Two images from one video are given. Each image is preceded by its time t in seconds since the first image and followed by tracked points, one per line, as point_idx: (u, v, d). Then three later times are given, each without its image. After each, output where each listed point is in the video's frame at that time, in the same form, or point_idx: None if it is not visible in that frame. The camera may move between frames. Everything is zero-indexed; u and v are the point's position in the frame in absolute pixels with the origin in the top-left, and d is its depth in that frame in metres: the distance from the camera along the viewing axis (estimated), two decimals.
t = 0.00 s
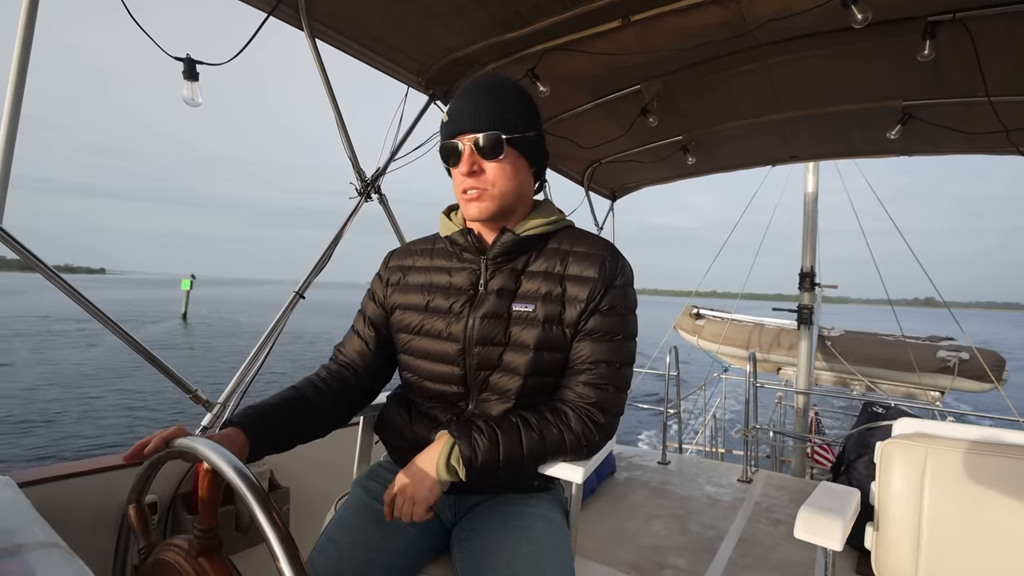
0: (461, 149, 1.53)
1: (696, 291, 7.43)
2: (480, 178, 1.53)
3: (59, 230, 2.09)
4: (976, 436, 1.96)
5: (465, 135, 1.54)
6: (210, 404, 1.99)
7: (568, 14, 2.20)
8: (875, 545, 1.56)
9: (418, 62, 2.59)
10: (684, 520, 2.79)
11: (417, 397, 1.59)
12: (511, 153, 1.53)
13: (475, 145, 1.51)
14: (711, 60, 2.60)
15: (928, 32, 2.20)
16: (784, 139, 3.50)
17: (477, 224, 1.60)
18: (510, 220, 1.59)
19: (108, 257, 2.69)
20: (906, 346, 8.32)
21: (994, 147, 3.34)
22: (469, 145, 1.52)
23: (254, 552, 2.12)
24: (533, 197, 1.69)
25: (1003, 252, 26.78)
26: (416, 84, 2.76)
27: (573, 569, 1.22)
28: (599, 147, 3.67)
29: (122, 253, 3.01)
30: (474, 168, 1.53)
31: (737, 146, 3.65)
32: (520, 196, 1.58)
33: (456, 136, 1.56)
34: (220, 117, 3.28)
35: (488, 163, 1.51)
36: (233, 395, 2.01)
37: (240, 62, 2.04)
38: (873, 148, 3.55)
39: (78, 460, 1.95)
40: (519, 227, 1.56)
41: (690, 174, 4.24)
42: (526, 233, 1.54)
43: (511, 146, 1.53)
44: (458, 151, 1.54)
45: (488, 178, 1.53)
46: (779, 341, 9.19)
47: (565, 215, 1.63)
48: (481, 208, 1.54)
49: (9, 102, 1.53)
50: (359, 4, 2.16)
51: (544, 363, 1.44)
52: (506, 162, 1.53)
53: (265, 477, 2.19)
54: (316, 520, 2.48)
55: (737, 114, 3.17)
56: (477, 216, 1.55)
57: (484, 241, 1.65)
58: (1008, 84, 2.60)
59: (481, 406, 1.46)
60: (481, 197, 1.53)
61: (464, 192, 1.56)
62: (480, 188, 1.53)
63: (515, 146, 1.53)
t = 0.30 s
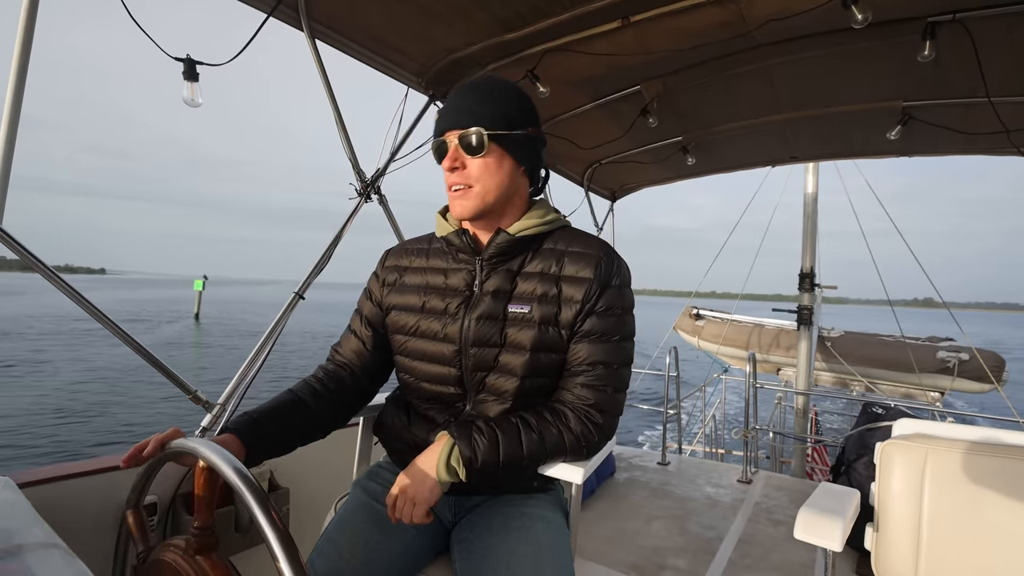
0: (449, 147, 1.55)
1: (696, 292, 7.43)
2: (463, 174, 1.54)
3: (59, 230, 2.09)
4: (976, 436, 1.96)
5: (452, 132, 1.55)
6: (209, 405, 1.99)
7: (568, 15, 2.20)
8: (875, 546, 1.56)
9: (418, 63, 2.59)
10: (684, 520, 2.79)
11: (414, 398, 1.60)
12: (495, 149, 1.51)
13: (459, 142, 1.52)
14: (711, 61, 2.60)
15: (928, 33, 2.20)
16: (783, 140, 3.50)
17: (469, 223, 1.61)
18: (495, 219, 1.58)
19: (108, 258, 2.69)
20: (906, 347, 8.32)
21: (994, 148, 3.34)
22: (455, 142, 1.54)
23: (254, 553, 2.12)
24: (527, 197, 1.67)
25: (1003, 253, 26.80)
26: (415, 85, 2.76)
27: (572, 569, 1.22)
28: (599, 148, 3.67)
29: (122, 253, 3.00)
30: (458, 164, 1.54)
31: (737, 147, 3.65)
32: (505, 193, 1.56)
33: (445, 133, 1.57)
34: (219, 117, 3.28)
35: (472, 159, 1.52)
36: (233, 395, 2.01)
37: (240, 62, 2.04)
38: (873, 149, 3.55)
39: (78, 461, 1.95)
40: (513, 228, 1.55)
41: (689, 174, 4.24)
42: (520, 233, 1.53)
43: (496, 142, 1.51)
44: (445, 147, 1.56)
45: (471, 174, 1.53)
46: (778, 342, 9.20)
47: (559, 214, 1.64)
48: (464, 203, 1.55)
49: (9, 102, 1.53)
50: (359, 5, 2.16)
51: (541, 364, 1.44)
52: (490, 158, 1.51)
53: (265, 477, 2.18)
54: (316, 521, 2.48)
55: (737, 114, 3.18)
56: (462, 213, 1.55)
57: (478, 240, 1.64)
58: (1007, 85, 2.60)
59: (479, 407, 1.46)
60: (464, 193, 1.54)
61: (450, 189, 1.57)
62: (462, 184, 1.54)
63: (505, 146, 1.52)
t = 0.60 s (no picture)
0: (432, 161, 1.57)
1: (696, 292, 7.44)
2: (445, 188, 1.55)
3: (60, 230, 2.10)
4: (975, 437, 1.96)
5: (432, 147, 1.55)
6: (210, 406, 1.99)
7: (568, 16, 2.20)
8: (875, 546, 1.56)
9: (418, 63, 2.59)
10: (684, 521, 2.79)
11: (414, 400, 1.60)
12: (476, 159, 1.50)
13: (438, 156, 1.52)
14: (711, 61, 2.60)
15: (928, 34, 2.20)
16: (784, 140, 3.50)
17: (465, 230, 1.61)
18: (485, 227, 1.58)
19: (108, 258, 2.69)
20: (906, 348, 8.32)
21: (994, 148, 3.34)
22: (434, 157, 1.54)
23: (254, 553, 2.12)
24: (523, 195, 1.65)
25: (1003, 254, 26.82)
26: (416, 85, 2.77)
27: (573, 570, 1.22)
28: (599, 148, 3.67)
29: (122, 253, 3.01)
30: (441, 178, 1.54)
31: (737, 148, 3.65)
32: (491, 202, 1.55)
33: (425, 149, 1.58)
34: (220, 118, 3.29)
35: (454, 173, 1.52)
36: (233, 396, 2.02)
37: (240, 63, 2.05)
38: (873, 150, 3.55)
39: (77, 462, 1.95)
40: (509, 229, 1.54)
41: (689, 175, 4.24)
42: (517, 234, 1.53)
43: (476, 152, 1.50)
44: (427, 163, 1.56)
45: (453, 188, 1.53)
46: (778, 342, 9.21)
47: (558, 213, 1.64)
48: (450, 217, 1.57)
49: (9, 103, 1.53)
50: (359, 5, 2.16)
51: (540, 365, 1.44)
52: (471, 168, 1.51)
53: (265, 478, 2.19)
54: (316, 521, 2.48)
55: (737, 115, 3.18)
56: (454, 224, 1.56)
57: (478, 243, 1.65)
58: (1008, 86, 2.60)
59: (478, 409, 1.46)
60: (452, 206, 1.54)
61: (439, 202, 1.58)
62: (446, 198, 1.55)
63: (487, 154, 1.50)
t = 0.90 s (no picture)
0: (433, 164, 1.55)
1: (696, 293, 7.44)
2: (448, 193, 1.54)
3: (60, 230, 2.10)
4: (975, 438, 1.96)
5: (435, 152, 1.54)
6: (210, 406, 1.99)
7: (568, 16, 2.20)
8: (875, 547, 1.56)
9: (418, 63, 2.60)
10: (684, 521, 2.79)
11: (412, 398, 1.60)
12: (479, 165, 1.50)
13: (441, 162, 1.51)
14: (711, 62, 2.60)
15: (928, 34, 2.20)
16: (784, 141, 3.51)
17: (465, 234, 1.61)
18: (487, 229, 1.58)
19: (108, 258, 2.69)
20: (906, 348, 8.33)
21: (994, 149, 3.34)
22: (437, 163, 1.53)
23: (254, 554, 2.12)
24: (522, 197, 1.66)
25: (1003, 254, 26.83)
26: (416, 85, 2.77)
27: (572, 570, 1.22)
28: (599, 149, 3.67)
29: (122, 254, 3.01)
30: (443, 184, 1.53)
31: (737, 148, 3.65)
32: (492, 208, 1.55)
33: (427, 153, 1.57)
34: (220, 118, 3.29)
35: (457, 179, 1.51)
36: (233, 396, 2.01)
37: (240, 63, 2.05)
38: (873, 150, 3.55)
39: (77, 462, 1.95)
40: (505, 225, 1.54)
41: (689, 175, 4.24)
42: (512, 231, 1.53)
43: (479, 158, 1.49)
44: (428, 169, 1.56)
45: (456, 194, 1.53)
46: (777, 343, 9.22)
47: (554, 210, 1.64)
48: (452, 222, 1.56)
49: (9, 103, 1.53)
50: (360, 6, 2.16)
51: (536, 363, 1.43)
52: (474, 175, 1.50)
53: (265, 478, 2.19)
54: (316, 522, 2.48)
55: (736, 115, 3.18)
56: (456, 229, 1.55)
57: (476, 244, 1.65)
58: (1008, 86, 2.60)
59: (475, 407, 1.47)
60: (455, 212, 1.54)
61: (441, 208, 1.57)
62: (448, 204, 1.54)
63: (489, 160, 1.50)
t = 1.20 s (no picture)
0: (446, 151, 1.55)
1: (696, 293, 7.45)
2: (461, 180, 1.54)
3: (60, 230, 2.10)
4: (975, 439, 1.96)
5: (451, 138, 1.55)
6: (210, 406, 1.99)
7: (568, 16, 2.20)
8: (875, 547, 1.56)
9: (418, 63, 2.60)
10: (684, 522, 2.79)
11: (410, 397, 1.60)
12: (495, 156, 1.53)
13: (458, 148, 1.52)
14: (712, 62, 2.60)
15: (928, 34, 2.20)
16: (783, 141, 3.51)
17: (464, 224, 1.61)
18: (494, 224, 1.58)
19: (108, 258, 2.69)
20: (905, 349, 8.33)
21: (994, 150, 3.33)
22: (453, 149, 1.53)
23: (254, 554, 2.13)
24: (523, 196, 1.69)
25: (1003, 255, 26.83)
26: (416, 85, 2.77)
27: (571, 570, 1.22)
28: (599, 149, 3.67)
29: (122, 254, 3.01)
30: (458, 170, 1.54)
31: (737, 149, 3.65)
32: (500, 201, 1.57)
33: (441, 139, 1.57)
34: (219, 118, 3.29)
35: (472, 166, 1.52)
36: (233, 396, 2.01)
37: (240, 63, 2.05)
38: (873, 151, 3.55)
39: (77, 462, 1.95)
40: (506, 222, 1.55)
41: (689, 175, 4.24)
42: (512, 228, 1.53)
43: (495, 149, 1.52)
44: (443, 154, 1.55)
45: (469, 180, 1.53)
46: (777, 344, 9.23)
47: (553, 210, 1.64)
48: (462, 210, 1.55)
49: (9, 104, 1.53)
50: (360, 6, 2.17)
51: (533, 361, 1.43)
52: (490, 165, 1.52)
53: (265, 478, 2.19)
54: (316, 522, 2.48)
55: (737, 115, 3.17)
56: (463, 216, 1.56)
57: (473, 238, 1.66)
58: (1008, 87, 2.60)
59: (472, 406, 1.47)
60: (464, 198, 1.54)
61: (449, 193, 1.56)
62: (461, 190, 1.54)
63: (505, 153, 1.54)
